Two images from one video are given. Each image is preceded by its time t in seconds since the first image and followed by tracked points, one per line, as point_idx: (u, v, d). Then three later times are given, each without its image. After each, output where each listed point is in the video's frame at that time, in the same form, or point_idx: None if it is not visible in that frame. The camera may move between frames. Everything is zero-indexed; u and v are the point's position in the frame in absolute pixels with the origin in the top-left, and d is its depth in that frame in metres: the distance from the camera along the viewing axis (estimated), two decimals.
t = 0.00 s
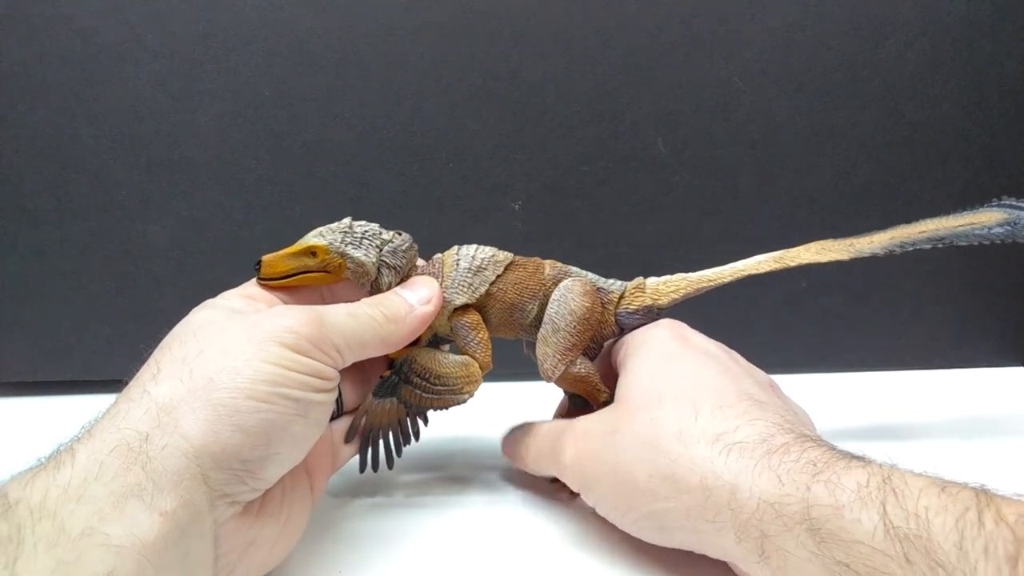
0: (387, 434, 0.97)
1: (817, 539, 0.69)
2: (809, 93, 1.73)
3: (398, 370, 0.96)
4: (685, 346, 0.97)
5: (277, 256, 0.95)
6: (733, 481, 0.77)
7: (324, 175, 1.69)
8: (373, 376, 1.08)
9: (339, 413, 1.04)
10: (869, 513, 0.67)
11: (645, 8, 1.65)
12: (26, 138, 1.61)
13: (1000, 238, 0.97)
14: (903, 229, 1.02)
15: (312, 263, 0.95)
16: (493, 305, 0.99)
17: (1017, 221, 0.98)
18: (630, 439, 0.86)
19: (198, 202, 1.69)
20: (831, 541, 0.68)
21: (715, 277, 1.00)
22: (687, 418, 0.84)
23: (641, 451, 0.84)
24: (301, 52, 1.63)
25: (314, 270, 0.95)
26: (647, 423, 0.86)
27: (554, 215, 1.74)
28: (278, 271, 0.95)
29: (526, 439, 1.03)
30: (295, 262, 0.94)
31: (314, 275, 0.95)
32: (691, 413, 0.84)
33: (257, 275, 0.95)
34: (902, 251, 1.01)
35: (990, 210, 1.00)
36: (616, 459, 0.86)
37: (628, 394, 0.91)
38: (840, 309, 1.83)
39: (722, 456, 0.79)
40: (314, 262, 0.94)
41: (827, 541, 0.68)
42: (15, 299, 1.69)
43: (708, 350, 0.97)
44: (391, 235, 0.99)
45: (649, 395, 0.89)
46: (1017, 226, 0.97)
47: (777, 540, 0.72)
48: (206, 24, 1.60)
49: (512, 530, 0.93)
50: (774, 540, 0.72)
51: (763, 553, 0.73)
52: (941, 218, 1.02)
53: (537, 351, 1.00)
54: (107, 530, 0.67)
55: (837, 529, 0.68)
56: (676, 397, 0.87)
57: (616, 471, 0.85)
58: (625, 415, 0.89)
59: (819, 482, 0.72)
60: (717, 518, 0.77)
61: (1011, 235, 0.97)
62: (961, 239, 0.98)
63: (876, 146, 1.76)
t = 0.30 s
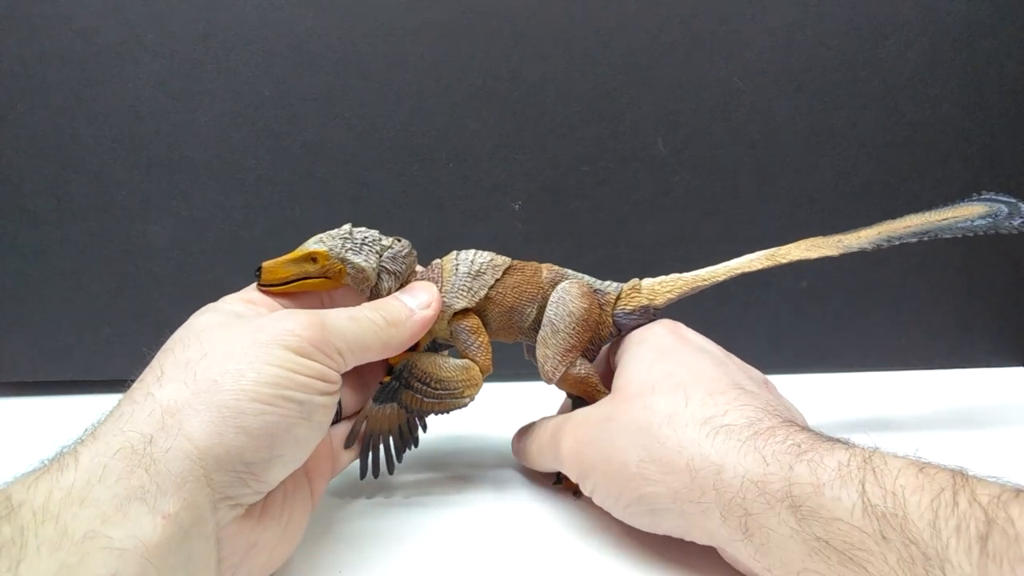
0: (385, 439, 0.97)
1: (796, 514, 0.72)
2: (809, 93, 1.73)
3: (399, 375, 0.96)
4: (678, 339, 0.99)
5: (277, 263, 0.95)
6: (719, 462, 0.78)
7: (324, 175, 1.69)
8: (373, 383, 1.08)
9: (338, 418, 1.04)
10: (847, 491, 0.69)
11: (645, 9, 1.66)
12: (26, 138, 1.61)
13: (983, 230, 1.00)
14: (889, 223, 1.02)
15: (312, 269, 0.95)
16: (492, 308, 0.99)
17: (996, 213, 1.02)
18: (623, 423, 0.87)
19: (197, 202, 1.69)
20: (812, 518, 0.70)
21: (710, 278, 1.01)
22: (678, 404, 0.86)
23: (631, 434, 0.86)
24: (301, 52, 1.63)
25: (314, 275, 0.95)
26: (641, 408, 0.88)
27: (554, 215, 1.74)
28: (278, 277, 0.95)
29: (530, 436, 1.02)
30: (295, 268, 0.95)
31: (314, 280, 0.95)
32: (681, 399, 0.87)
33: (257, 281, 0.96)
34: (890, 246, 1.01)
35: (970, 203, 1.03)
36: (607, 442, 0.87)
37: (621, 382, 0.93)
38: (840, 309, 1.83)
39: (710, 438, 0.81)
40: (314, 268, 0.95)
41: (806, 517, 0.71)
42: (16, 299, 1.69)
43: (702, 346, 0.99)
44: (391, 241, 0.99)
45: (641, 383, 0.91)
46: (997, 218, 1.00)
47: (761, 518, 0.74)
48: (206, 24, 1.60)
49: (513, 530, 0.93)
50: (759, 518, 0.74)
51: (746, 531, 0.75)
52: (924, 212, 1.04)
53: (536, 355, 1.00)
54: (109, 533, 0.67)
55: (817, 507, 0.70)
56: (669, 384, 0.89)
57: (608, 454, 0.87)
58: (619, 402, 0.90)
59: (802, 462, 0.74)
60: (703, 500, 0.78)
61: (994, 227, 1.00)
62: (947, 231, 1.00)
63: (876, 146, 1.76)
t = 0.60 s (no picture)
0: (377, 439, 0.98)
1: (889, 464, 0.78)
2: (809, 92, 1.73)
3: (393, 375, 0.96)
4: (716, 320, 1.04)
5: (272, 262, 0.95)
6: (801, 418, 0.83)
7: (324, 175, 1.69)
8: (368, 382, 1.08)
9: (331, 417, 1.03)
10: (949, 447, 0.78)
11: (645, 9, 1.65)
12: (26, 138, 1.61)
13: (978, 232, 0.99)
14: (883, 225, 1.02)
15: (306, 268, 0.95)
16: (485, 309, 0.99)
17: (992, 215, 1.00)
18: (689, 389, 0.89)
19: (197, 202, 1.69)
20: (906, 468, 0.77)
21: (703, 279, 1.01)
22: (744, 369, 0.90)
23: (704, 398, 0.87)
24: (302, 51, 1.62)
25: (307, 275, 0.95)
26: (701, 378, 0.90)
27: (553, 215, 1.74)
28: (272, 276, 0.94)
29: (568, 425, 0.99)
30: (290, 267, 0.94)
31: (308, 280, 0.95)
32: (749, 365, 0.90)
33: (251, 280, 0.95)
34: (885, 248, 1.01)
35: (967, 206, 1.02)
36: (673, 409, 0.88)
37: (679, 354, 0.97)
38: (840, 309, 1.83)
39: (789, 396, 0.85)
40: (307, 267, 0.94)
41: (900, 465, 0.77)
42: (16, 299, 1.69)
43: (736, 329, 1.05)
44: (385, 241, 0.99)
45: (700, 356, 0.94)
46: (993, 220, 0.99)
47: (852, 468, 0.79)
48: (206, 24, 1.60)
49: (511, 527, 0.94)
50: (848, 468, 0.79)
51: (830, 481, 0.79)
52: (919, 214, 1.03)
53: (529, 354, 1.00)
54: (98, 531, 0.67)
55: (913, 457, 0.78)
56: (730, 353, 0.93)
57: (673, 420, 0.87)
58: (680, 369, 0.93)
59: (895, 419, 0.82)
60: (780, 455, 0.81)
61: (989, 229, 0.99)
62: (941, 234, 1.00)
63: (876, 146, 1.76)
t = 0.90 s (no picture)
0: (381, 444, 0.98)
1: (919, 480, 0.73)
2: (809, 92, 1.72)
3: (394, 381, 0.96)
4: (743, 324, 1.00)
5: (269, 271, 0.95)
6: (828, 429, 0.79)
7: (324, 175, 1.69)
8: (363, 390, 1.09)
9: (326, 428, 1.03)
10: (979, 460, 0.73)
11: (645, 9, 1.65)
12: (26, 138, 1.61)
13: (973, 218, 0.99)
14: (876, 214, 1.02)
15: (303, 276, 0.95)
16: (483, 311, 0.99)
17: (986, 201, 1.01)
18: (711, 398, 0.85)
19: (198, 202, 1.69)
20: (935, 481, 0.73)
21: (699, 273, 1.01)
22: (772, 375, 0.85)
23: (726, 409, 0.83)
24: (302, 51, 1.62)
25: (304, 283, 0.95)
26: (726, 385, 0.86)
27: (553, 215, 1.74)
28: (270, 285, 0.95)
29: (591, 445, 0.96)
30: (287, 276, 0.95)
31: (305, 288, 0.95)
32: (773, 373, 0.86)
33: (249, 290, 0.96)
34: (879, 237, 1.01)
35: (963, 191, 1.03)
36: (693, 419, 0.84)
37: (701, 361, 0.92)
38: (840, 309, 1.83)
39: (816, 405, 0.81)
40: (304, 275, 0.95)
41: (929, 480, 0.73)
42: (17, 298, 1.69)
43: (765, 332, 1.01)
44: (380, 246, 0.99)
45: (720, 363, 0.89)
46: (987, 206, 1.00)
47: (877, 482, 0.75)
48: (206, 24, 1.60)
49: (508, 525, 0.94)
50: (873, 481, 0.75)
51: (854, 495, 0.75)
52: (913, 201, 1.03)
53: (528, 356, 1.00)
54: (97, 537, 0.68)
55: (942, 473, 0.73)
56: (757, 356, 0.89)
57: (693, 433, 0.83)
58: (703, 377, 0.89)
59: (924, 431, 0.77)
60: (806, 468, 0.77)
61: (983, 213, 1.00)
62: (936, 220, 0.99)
63: (876, 146, 1.76)
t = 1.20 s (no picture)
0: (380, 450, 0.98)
1: (937, 477, 0.73)
2: (809, 92, 1.72)
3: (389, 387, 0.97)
4: (753, 322, 0.99)
5: (258, 284, 0.95)
6: (842, 426, 0.79)
7: (324, 175, 1.69)
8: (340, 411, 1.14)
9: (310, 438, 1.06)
10: (999, 457, 0.73)
11: (645, 8, 1.65)
12: (27, 138, 1.62)
13: (976, 207, 0.97)
14: (878, 205, 1.01)
15: (292, 288, 0.95)
16: (474, 316, 0.99)
17: (990, 187, 0.99)
18: (721, 398, 0.85)
19: (198, 201, 1.69)
20: (954, 477, 0.73)
21: (693, 271, 1.01)
22: (782, 373, 0.85)
23: (738, 408, 0.83)
24: (302, 52, 1.63)
25: (294, 294, 0.95)
26: (737, 384, 0.86)
27: (553, 215, 1.74)
28: (260, 298, 0.95)
29: (609, 452, 0.95)
30: (276, 288, 0.95)
31: (295, 299, 0.95)
32: (785, 370, 0.85)
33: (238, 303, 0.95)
34: (878, 229, 1.00)
35: (966, 178, 1.01)
36: (706, 419, 0.84)
37: (712, 359, 0.92)
38: (841, 309, 1.83)
39: (829, 402, 0.81)
40: (293, 286, 0.94)
41: (948, 477, 0.73)
42: (17, 298, 1.70)
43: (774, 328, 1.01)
44: (369, 254, 0.99)
45: (737, 360, 0.89)
46: (991, 194, 0.98)
47: (896, 479, 0.75)
48: (206, 24, 1.60)
49: (505, 525, 0.94)
50: (891, 478, 0.75)
51: (872, 492, 0.75)
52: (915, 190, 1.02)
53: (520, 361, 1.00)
54: (75, 542, 0.68)
55: (961, 469, 0.73)
56: (768, 352, 0.89)
57: (705, 432, 0.83)
58: (715, 376, 0.89)
59: (942, 428, 0.77)
60: (821, 466, 0.77)
61: (987, 202, 0.98)
62: (936, 210, 0.98)
63: (876, 146, 1.75)
